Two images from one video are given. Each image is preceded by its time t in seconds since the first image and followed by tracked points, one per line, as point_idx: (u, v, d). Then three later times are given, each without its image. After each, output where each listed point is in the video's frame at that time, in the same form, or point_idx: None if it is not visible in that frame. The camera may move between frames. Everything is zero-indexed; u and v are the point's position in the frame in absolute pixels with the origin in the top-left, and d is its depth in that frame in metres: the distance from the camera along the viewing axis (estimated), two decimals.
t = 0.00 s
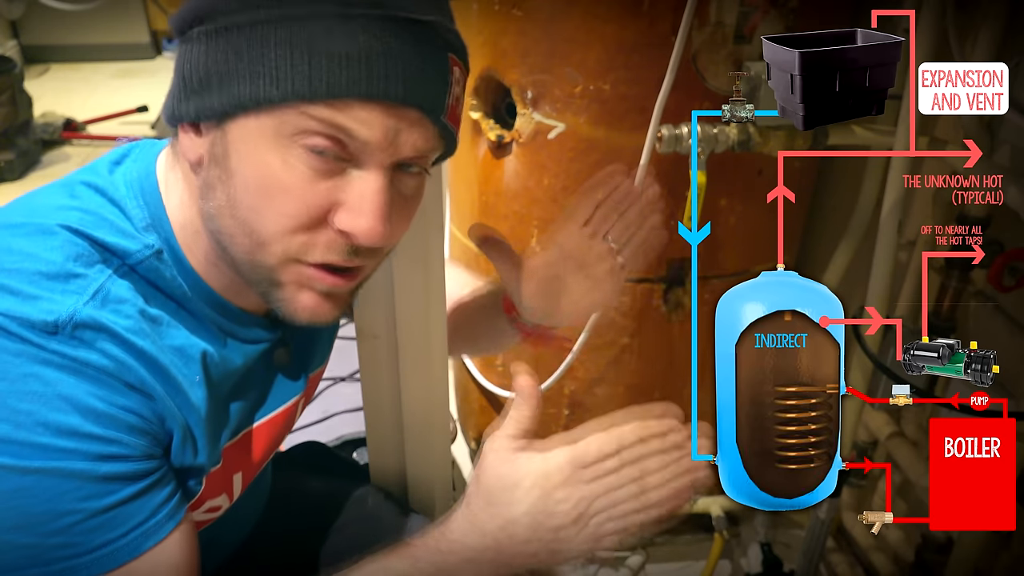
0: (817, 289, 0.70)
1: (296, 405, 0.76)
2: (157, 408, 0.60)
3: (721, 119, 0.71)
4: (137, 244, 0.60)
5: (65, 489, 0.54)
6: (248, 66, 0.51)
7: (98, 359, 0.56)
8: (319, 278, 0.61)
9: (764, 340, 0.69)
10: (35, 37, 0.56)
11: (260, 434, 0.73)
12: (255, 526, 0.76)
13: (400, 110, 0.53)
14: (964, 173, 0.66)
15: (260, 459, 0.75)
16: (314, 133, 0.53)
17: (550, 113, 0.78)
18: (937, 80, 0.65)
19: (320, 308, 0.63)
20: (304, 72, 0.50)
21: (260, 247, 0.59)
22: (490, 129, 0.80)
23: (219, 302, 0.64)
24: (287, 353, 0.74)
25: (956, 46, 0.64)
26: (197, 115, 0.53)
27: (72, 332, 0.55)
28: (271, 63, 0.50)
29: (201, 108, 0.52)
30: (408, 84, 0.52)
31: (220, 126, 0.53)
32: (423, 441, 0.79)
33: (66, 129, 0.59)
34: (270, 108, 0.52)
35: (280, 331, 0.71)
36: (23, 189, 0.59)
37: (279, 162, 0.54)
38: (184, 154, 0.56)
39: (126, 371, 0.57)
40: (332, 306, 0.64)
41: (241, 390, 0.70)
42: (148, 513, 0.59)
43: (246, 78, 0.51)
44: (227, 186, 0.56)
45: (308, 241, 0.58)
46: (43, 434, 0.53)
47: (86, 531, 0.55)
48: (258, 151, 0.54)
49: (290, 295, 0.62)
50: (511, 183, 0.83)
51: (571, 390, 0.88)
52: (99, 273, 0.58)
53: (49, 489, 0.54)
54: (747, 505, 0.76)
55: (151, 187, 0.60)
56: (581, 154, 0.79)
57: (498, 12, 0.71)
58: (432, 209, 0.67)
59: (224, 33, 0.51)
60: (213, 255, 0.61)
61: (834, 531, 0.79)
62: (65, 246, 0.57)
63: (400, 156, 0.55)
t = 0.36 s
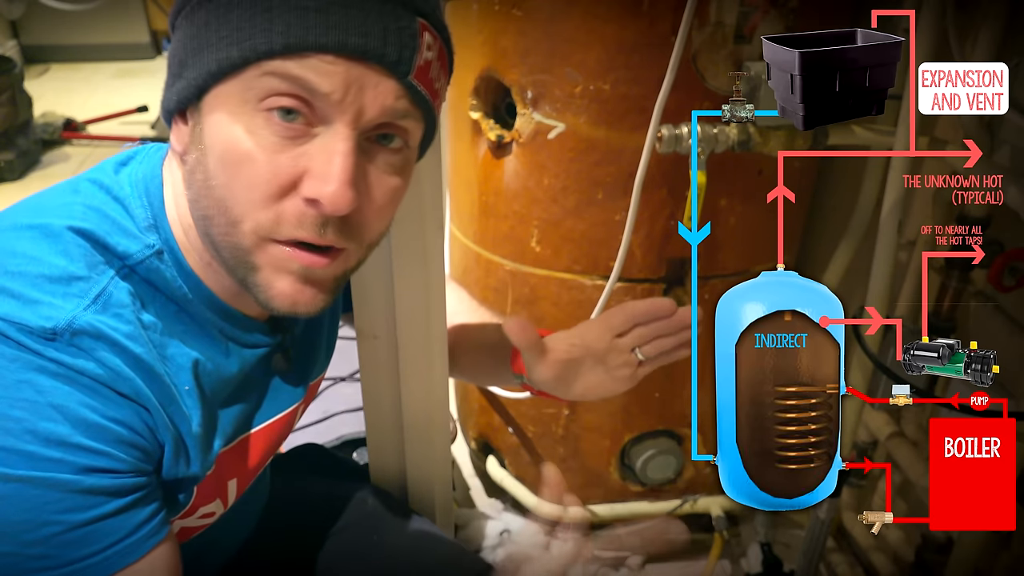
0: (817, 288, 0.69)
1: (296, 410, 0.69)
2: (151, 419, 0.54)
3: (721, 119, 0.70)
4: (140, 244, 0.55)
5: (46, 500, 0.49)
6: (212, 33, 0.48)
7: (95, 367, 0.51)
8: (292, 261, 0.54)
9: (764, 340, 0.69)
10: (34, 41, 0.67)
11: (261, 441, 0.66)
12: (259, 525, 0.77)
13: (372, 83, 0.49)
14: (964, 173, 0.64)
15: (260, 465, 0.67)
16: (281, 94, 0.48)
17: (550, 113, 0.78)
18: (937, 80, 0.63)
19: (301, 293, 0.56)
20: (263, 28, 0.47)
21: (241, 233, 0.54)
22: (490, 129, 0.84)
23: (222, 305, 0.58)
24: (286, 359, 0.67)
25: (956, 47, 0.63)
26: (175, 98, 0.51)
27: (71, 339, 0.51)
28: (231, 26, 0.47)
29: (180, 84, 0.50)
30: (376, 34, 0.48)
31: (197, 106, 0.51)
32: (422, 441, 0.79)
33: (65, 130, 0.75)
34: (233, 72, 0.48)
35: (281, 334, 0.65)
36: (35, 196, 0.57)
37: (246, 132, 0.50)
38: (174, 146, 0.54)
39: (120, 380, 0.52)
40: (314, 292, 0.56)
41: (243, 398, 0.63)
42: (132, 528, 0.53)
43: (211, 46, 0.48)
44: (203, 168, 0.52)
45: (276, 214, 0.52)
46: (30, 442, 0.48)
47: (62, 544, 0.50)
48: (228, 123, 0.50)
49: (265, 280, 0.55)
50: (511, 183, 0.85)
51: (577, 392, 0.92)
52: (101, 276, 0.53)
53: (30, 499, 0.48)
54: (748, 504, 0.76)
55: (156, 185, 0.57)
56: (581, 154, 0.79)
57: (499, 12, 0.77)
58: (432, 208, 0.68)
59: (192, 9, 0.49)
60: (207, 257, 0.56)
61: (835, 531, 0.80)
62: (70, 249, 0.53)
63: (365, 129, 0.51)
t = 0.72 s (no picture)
0: (817, 289, 0.69)
1: (291, 415, 0.68)
2: (144, 430, 0.52)
3: (721, 119, 0.69)
4: (136, 252, 0.54)
5: (33, 510, 0.46)
6: (204, 38, 0.48)
7: (88, 377, 0.49)
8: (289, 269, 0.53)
9: (764, 340, 0.69)
10: (36, 38, 0.67)
11: (258, 446, 0.64)
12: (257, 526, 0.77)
13: (364, 85, 0.49)
14: (964, 173, 0.64)
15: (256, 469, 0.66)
16: (272, 97, 0.48)
17: (551, 112, 0.78)
18: (937, 81, 0.63)
19: (293, 303, 0.54)
20: (252, 32, 0.47)
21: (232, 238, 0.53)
22: (489, 129, 0.85)
23: (219, 313, 0.57)
24: (282, 365, 0.66)
25: (956, 46, 0.63)
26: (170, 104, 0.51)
27: (65, 348, 0.49)
28: (223, 31, 0.48)
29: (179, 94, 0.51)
30: (367, 37, 0.48)
31: (192, 112, 0.51)
32: (421, 441, 0.79)
33: (65, 129, 0.79)
34: (225, 78, 0.48)
35: (280, 341, 0.64)
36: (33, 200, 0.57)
37: (238, 138, 0.49)
38: (171, 152, 0.55)
39: (113, 391, 0.50)
40: (304, 305, 0.55)
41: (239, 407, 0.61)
42: (119, 541, 0.50)
43: (204, 51, 0.48)
44: (197, 176, 0.52)
45: (274, 231, 0.51)
46: (19, 452, 0.46)
47: (48, 556, 0.48)
48: (219, 129, 0.50)
49: (259, 290, 0.54)
50: (511, 183, 0.85)
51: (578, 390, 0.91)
52: (97, 283, 0.52)
53: (17, 511, 0.46)
54: (748, 504, 0.77)
55: (155, 191, 0.57)
56: (581, 153, 0.79)
57: (500, 12, 0.77)
58: (433, 211, 0.68)
59: (189, 16, 0.50)
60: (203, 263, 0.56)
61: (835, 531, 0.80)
62: (67, 255, 0.53)
63: (358, 134, 0.50)
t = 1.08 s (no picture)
0: (817, 288, 0.69)
1: (289, 420, 0.68)
2: (138, 442, 0.52)
3: (721, 119, 0.69)
4: (134, 260, 0.54)
5: (21, 524, 0.47)
6: (198, 47, 0.49)
7: (83, 390, 0.49)
8: (286, 269, 0.52)
9: (764, 340, 0.69)
10: (36, 39, 0.67)
11: (255, 451, 0.65)
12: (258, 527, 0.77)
13: (359, 90, 0.49)
14: (964, 173, 0.64)
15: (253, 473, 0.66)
16: (268, 106, 0.48)
17: (550, 113, 0.78)
18: (937, 80, 0.63)
19: (298, 301, 0.54)
20: (245, 39, 0.47)
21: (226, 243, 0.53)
22: (489, 129, 0.85)
23: (218, 320, 0.57)
24: (281, 370, 0.65)
25: (956, 46, 0.63)
26: (165, 113, 0.52)
27: (61, 359, 0.49)
28: (215, 39, 0.48)
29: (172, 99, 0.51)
30: (360, 42, 0.48)
31: (188, 119, 0.51)
32: (421, 441, 0.79)
33: (65, 129, 0.79)
34: (218, 86, 0.49)
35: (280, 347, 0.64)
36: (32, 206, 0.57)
37: (234, 146, 0.49)
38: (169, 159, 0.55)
39: (108, 403, 0.50)
40: (310, 300, 0.54)
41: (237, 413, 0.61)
42: (107, 555, 0.51)
43: (197, 60, 0.49)
44: (194, 183, 0.52)
45: (267, 229, 0.51)
46: (10, 465, 0.46)
47: (35, 568, 0.48)
48: (214, 137, 0.50)
49: (260, 292, 0.54)
50: (511, 183, 0.85)
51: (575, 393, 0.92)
52: (96, 293, 0.52)
53: (5, 523, 0.46)
54: (748, 505, 0.77)
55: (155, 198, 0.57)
56: (581, 154, 0.79)
57: (500, 12, 0.77)
58: (433, 214, 0.68)
59: (180, 23, 0.50)
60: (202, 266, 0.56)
61: (835, 531, 0.79)
62: (65, 264, 0.52)
63: (354, 139, 0.50)
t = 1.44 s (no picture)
0: (817, 288, 0.69)
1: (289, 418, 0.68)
2: (140, 439, 0.53)
3: (721, 120, 0.70)
4: (136, 261, 0.54)
5: (26, 521, 0.46)
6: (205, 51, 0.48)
7: (89, 388, 0.50)
8: (291, 269, 0.53)
9: (764, 340, 0.69)
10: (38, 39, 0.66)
11: (257, 449, 0.65)
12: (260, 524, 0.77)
13: (370, 91, 0.49)
14: (964, 173, 0.64)
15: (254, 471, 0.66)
16: (280, 106, 0.48)
17: (550, 113, 0.78)
18: (937, 80, 0.63)
19: (303, 299, 0.54)
20: (259, 43, 0.47)
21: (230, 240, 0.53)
22: (490, 129, 0.85)
23: (220, 319, 0.57)
24: (285, 367, 0.66)
25: (956, 47, 0.63)
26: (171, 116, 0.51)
27: (65, 357, 0.49)
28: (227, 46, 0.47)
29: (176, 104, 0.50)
30: (370, 41, 0.48)
31: (195, 121, 0.50)
32: (421, 440, 0.79)
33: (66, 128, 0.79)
34: (231, 90, 0.48)
35: (281, 347, 0.64)
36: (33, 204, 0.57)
37: (246, 145, 0.49)
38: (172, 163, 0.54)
39: (112, 401, 0.51)
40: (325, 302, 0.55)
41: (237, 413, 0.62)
42: (109, 554, 0.51)
43: (205, 62, 0.48)
44: (203, 187, 0.52)
45: (283, 226, 0.51)
46: (15, 462, 0.46)
47: (41, 565, 0.48)
48: (227, 142, 0.50)
49: (269, 291, 0.54)
50: (511, 183, 0.85)
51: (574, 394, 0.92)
52: (98, 292, 0.52)
53: (10, 520, 0.46)
54: (748, 504, 0.77)
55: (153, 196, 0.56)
56: (581, 154, 0.79)
57: (500, 12, 0.77)
58: (433, 215, 0.68)
59: (185, 27, 0.49)
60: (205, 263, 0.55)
61: (835, 530, 0.79)
62: (67, 263, 0.52)
63: (370, 137, 0.50)
